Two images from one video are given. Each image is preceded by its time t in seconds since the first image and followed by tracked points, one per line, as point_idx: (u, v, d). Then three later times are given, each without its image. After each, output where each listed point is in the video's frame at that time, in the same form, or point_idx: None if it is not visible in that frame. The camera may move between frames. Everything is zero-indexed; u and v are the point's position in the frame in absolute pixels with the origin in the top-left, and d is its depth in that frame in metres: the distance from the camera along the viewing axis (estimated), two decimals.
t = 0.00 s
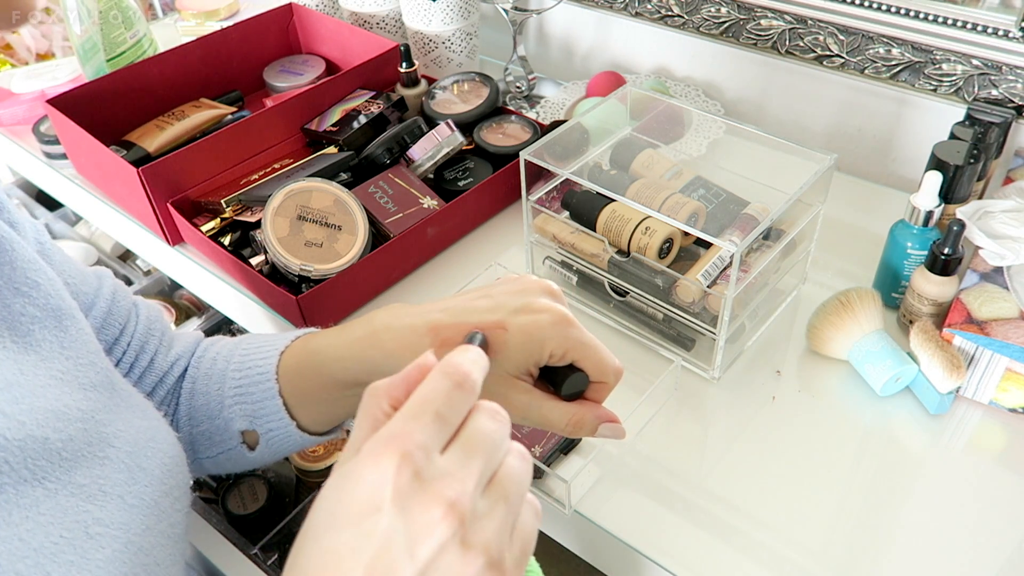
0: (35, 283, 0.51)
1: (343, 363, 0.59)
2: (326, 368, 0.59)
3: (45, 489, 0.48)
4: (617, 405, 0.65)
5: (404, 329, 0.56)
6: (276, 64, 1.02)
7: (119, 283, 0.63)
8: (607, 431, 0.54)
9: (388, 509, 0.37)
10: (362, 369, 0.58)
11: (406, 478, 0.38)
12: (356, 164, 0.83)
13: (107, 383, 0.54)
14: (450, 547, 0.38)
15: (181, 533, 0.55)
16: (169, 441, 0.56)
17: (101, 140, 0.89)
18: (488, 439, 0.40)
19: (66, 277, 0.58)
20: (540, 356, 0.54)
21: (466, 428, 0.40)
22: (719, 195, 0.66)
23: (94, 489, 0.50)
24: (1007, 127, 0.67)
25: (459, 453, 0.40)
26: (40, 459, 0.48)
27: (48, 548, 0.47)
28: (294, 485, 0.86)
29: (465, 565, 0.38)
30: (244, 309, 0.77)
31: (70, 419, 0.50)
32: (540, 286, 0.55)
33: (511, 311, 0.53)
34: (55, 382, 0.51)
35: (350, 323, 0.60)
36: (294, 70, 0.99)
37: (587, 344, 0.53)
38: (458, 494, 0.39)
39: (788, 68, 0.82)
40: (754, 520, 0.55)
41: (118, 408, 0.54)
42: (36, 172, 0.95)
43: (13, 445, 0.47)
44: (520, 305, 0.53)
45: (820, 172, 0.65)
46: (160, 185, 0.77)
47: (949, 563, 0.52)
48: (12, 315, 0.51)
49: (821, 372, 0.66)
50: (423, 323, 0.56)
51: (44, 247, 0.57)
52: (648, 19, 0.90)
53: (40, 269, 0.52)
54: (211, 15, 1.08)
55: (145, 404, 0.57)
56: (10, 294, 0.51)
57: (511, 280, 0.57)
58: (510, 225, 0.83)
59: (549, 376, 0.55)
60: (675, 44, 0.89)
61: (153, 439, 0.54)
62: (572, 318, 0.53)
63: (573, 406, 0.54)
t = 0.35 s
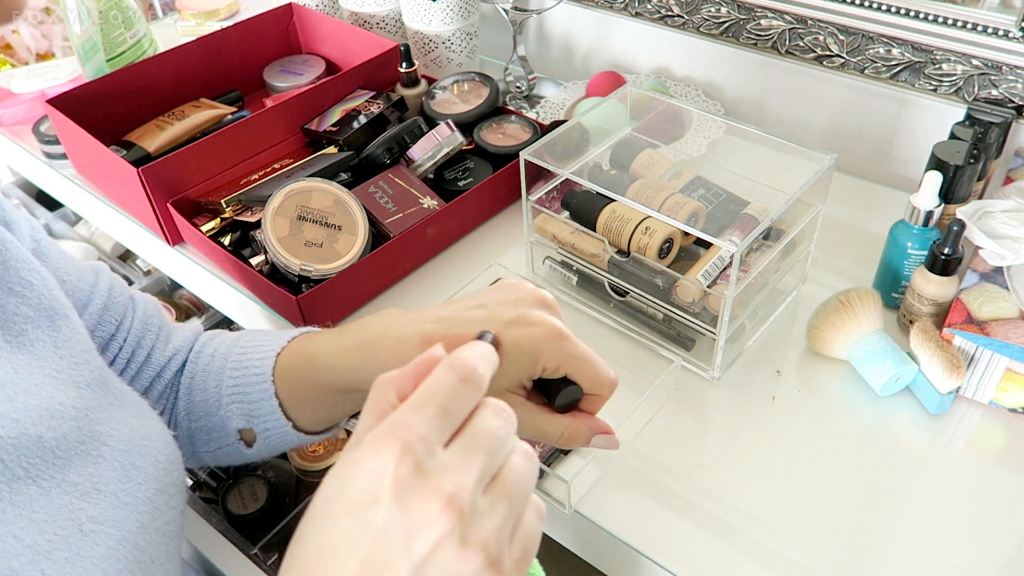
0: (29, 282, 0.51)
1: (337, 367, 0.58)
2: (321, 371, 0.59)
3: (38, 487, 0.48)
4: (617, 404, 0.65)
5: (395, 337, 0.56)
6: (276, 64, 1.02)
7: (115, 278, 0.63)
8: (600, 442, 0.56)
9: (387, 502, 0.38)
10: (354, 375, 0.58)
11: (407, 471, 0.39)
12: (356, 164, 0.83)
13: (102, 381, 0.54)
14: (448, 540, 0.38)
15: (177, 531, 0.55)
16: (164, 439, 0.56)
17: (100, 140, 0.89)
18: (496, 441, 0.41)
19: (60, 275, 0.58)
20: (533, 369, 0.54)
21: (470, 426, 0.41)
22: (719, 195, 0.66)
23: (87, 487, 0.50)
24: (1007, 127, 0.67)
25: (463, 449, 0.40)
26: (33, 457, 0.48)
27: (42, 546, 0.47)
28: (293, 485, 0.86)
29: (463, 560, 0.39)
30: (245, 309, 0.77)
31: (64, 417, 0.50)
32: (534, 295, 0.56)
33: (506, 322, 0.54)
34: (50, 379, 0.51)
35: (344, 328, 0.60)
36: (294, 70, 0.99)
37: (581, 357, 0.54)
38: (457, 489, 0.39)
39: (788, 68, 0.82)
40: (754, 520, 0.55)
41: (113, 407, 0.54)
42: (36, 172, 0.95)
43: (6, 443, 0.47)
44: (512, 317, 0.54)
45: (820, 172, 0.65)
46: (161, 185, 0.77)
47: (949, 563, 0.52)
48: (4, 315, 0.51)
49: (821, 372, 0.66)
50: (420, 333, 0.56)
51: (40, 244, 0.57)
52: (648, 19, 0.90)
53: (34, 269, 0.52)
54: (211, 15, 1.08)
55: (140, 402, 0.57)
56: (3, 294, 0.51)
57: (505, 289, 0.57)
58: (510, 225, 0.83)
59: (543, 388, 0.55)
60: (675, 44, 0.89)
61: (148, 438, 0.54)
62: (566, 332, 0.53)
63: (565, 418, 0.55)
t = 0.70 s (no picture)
0: (22, 283, 0.51)
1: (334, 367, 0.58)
2: (318, 371, 0.59)
3: (31, 487, 0.48)
4: (617, 405, 0.65)
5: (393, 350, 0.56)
6: (276, 64, 1.02)
7: (114, 261, 0.63)
8: (596, 456, 0.56)
9: (359, 476, 0.38)
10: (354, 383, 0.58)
11: (378, 444, 0.39)
12: (356, 164, 0.83)
13: (95, 379, 0.54)
14: (418, 513, 0.38)
15: (174, 529, 0.54)
16: (159, 437, 0.56)
17: (101, 139, 0.89)
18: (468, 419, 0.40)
19: (57, 267, 0.57)
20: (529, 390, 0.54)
21: (446, 404, 0.41)
22: (719, 195, 0.66)
23: (82, 486, 0.50)
24: (1007, 127, 0.67)
25: (435, 426, 0.40)
26: (26, 458, 0.48)
27: (36, 545, 0.47)
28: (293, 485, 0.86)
29: (434, 534, 0.38)
30: (245, 309, 0.77)
31: (58, 417, 0.50)
32: (533, 314, 0.56)
33: (504, 342, 0.54)
34: (45, 377, 0.50)
35: (344, 329, 0.60)
36: (295, 70, 0.99)
37: (578, 378, 0.54)
38: (430, 461, 0.39)
39: (788, 68, 0.82)
40: (754, 520, 0.55)
41: (106, 406, 0.54)
42: (37, 172, 0.95)
43: None
44: (512, 336, 0.54)
45: (820, 172, 0.65)
46: (160, 186, 0.77)
47: (949, 563, 0.52)
48: None
49: (821, 372, 0.66)
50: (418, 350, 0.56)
51: (38, 237, 0.57)
52: (648, 19, 0.90)
53: (28, 269, 0.52)
54: (211, 15, 1.08)
55: (134, 400, 0.57)
56: None
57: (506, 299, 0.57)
58: (511, 225, 0.83)
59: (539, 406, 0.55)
60: (675, 44, 0.89)
61: (142, 436, 0.54)
62: (564, 355, 0.53)
63: (561, 434, 0.56)
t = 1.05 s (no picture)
0: (19, 283, 0.51)
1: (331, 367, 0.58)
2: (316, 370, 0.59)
3: (29, 487, 0.48)
4: (617, 405, 0.65)
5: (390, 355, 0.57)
6: (276, 64, 1.02)
7: (111, 261, 0.63)
8: (593, 458, 0.56)
9: (325, 450, 0.39)
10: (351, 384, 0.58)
11: (341, 416, 0.39)
12: (356, 164, 0.83)
13: (91, 380, 0.54)
14: (387, 481, 0.39)
15: (172, 529, 0.54)
16: (156, 437, 0.56)
17: (101, 139, 0.90)
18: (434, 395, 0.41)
19: (53, 268, 0.57)
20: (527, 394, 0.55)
21: (411, 383, 0.41)
22: (719, 195, 0.66)
23: (79, 486, 0.50)
24: (1007, 127, 0.67)
25: (401, 401, 0.41)
26: (23, 458, 0.48)
27: (34, 545, 0.47)
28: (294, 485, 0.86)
29: (404, 502, 0.39)
30: (245, 308, 0.77)
31: (55, 417, 0.50)
32: (531, 317, 0.55)
33: (502, 346, 0.54)
34: (42, 378, 0.50)
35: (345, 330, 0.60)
36: (295, 70, 0.99)
37: (576, 383, 0.54)
38: (395, 431, 0.39)
39: (788, 68, 0.82)
40: (754, 520, 0.55)
41: (103, 406, 0.54)
42: (37, 172, 0.96)
43: None
44: (511, 340, 0.54)
45: (820, 172, 0.65)
46: (160, 186, 0.77)
47: (949, 563, 0.52)
48: None
49: (821, 372, 0.66)
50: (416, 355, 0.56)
51: (34, 237, 0.56)
52: (648, 19, 0.90)
53: (25, 270, 0.52)
54: (211, 15, 1.08)
55: (130, 401, 0.57)
56: None
57: (505, 301, 0.57)
58: (511, 225, 0.83)
59: (537, 409, 0.55)
60: (675, 44, 0.89)
61: (139, 436, 0.54)
62: (563, 361, 0.53)
63: (559, 437, 0.56)
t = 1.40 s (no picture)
0: (15, 284, 0.51)
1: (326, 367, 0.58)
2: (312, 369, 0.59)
3: (26, 488, 0.48)
4: (617, 405, 0.65)
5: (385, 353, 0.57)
6: (276, 64, 1.02)
7: (108, 262, 0.63)
8: (589, 457, 0.55)
9: (336, 455, 0.38)
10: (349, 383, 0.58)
11: (355, 422, 0.39)
12: (356, 164, 0.83)
13: (89, 380, 0.54)
14: (402, 487, 0.38)
15: (170, 529, 0.54)
16: (154, 437, 0.56)
17: (101, 139, 0.90)
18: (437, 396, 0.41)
19: (51, 268, 0.57)
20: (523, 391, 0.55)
21: (415, 387, 0.41)
22: (719, 195, 0.66)
23: (76, 487, 0.50)
24: (1007, 127, 0.67)
25: (407, 405, 0.40)
26: (20, 459, 0.48)
27: (31, 547, 0.47)
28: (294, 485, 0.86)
29: (417, 509, 0.39)
30: (244, 308, 0.77)
31: (52, 417, 0.50)
32: (528, 315, 0.55)
33: (498, 343, 0.54)
34: (39, 379, 0.50)
35: (342, 330, 0.60)
36: (295, 70, 0.99)
37: (570, 380, 0.54)
38: (409, 435, 0.39)
39: (788, 68, 0.82)
40: (754, 520, 0.55)
41: (101, 406, 0.54)
42: (37, 172, 0.96)
43: None
44: (506, 338, 0.54)
45: (820, 172, 0.65)
46: (160, 186, 0.77)
47: (950, 563, 0.52)
48: None
49: (821, 372, 0.66)
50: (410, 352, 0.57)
51: (31, 238, 0.56)
52: (648, 19, 0.90)
53: (22, 271, 0.52)
54: (211, 15, 1.08)
55: (128, 401, 0.57)
56: None
57: (501, 301, 0.57)
58: (512, 225, 0.83)
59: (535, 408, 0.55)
60: (675, 44, 0.89)
61: (137, 437, 0.54)
62: (558, 357, 0.53)
63: (556, 435, 0.56)
